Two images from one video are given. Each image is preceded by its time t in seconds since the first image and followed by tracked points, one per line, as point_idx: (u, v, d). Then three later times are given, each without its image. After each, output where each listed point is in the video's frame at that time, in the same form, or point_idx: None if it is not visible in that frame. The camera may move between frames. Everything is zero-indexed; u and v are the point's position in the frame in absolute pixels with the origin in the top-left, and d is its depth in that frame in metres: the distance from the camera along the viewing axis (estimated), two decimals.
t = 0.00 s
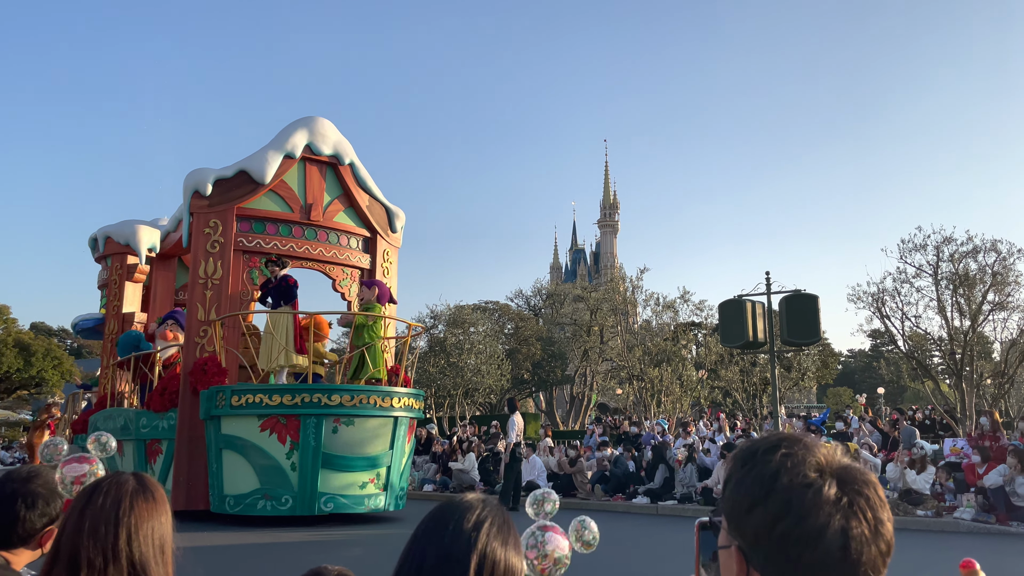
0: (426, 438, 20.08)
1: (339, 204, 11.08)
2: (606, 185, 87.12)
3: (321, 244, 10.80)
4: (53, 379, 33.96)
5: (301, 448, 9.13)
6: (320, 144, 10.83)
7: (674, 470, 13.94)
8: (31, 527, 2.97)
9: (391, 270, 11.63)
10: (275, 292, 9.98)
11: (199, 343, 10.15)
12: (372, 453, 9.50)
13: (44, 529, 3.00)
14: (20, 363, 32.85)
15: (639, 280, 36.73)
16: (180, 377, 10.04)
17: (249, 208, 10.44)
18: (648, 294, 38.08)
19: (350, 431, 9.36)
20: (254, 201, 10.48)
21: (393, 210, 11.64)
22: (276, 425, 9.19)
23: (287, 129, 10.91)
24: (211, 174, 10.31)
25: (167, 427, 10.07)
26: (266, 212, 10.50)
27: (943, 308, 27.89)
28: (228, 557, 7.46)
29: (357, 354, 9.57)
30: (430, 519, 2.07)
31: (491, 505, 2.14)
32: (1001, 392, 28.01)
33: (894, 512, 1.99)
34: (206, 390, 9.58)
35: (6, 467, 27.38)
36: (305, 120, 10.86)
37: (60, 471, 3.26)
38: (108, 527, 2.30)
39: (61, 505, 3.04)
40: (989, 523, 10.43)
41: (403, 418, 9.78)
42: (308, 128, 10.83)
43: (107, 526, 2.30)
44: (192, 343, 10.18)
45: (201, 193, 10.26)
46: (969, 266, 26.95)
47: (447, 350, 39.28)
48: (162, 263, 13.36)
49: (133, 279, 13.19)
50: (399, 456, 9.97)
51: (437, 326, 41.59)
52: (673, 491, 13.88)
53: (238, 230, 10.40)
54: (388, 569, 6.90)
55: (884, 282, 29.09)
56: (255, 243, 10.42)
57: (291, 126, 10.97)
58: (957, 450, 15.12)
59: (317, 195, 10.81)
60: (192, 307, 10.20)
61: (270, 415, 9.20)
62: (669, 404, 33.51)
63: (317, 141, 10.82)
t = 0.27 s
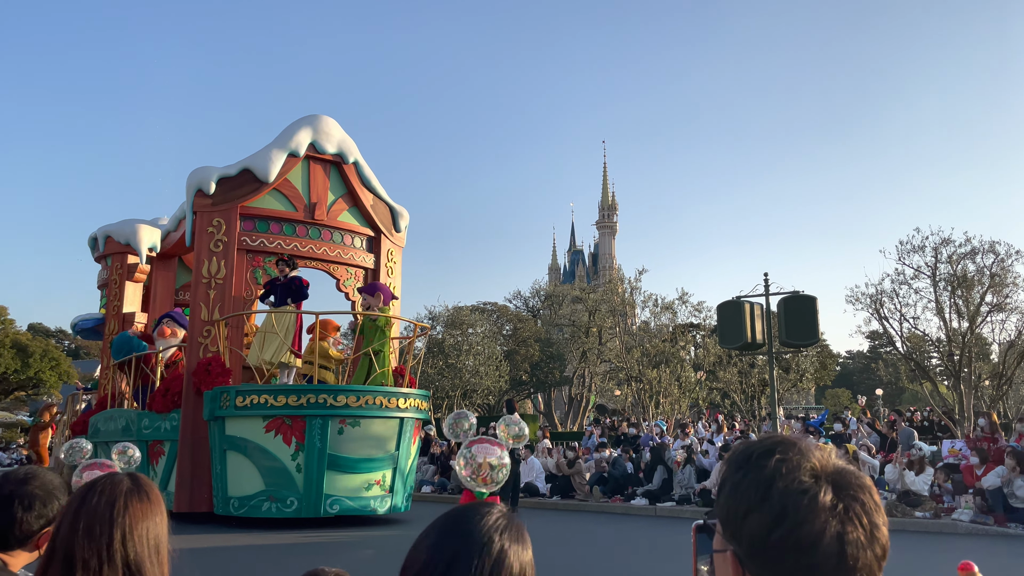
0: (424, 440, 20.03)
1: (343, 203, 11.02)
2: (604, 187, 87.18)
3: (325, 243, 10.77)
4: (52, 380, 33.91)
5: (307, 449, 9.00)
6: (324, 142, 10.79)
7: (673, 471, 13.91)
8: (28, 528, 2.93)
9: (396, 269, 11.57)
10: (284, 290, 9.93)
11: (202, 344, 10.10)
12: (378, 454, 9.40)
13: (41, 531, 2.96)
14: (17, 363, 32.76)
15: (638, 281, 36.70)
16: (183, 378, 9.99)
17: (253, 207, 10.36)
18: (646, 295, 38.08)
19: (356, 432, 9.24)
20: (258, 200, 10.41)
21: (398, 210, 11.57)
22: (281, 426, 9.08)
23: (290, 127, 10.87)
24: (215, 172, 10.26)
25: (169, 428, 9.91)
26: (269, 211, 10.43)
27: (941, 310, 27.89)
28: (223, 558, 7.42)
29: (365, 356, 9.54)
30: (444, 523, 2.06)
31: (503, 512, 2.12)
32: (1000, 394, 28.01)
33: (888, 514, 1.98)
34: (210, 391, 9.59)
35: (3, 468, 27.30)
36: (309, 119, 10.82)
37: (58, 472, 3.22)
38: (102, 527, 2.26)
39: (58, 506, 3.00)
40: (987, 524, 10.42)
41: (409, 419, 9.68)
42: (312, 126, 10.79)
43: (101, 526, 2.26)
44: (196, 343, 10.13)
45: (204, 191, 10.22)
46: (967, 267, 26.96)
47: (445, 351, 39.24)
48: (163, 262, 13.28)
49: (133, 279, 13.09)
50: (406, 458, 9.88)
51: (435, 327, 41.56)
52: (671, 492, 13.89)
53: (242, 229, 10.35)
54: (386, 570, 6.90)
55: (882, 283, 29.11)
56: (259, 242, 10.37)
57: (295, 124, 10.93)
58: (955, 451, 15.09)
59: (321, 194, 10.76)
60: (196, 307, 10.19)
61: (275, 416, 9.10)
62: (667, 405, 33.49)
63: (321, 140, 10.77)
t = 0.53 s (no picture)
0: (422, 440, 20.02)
1: (347, 201, 10.91)
2: (602, 187, 87.29)
3: (329, 241, 10.65)
4: (48, 380, 33.84)
5: (312, 449, 8.92)
6: (328, 139, 10.68)
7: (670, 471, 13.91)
8: (23, 528, 2.91)
9: (398, 267, 11.54)
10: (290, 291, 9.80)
11: (204, 344, 9.85)
12: (383, 455, 9.31)
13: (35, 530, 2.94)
14: (14, 363, 32.69)
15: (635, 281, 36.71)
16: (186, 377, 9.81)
17: (256, 205, 10.23)
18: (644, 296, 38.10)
19: (362, 432, 9.14)
20: (261, 198, 10.28)
21: (401, 207, 11.57)
22: (285, 426, 8.99)
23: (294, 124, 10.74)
24: (218, 169, 10.06)
25: (170, 428, 9.83)
26: (272, 208, 10.29)
27: (939, 311, 27.93)
28: (218, 559, 7.39)
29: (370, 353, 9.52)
30: (433, 534, 2.06)
31: (497, 526, 2.09)
32: (997, 395, 28.04)
33: (884, 516, 1.98)
34: (214, 390, 9.39)
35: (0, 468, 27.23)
36: (312, 116, 10.71)
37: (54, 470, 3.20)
38: (80, 525, 2.24)
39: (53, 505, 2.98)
40: (983, 525, 10.45)
41: (414, 419, 9.60)
42: (315, 123, 10.68)
43: (79, 524, 2.24)
44: (198, 343, 9.87)
45: (207, 188, 10.03)
46: (964, 268, 26.99)
47: (443, 352, 39.23)
48: (162, 261, 13.27)
49: (133, 277, 13.10)
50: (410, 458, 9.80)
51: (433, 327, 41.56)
52: (668, 493, 13.85)
53: (245, 227, 10.21)
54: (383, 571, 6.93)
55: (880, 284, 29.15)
56: (262, 240, 10.24)
57: (298, 121, 10.82)
58: (953, 452, 15.12)
59: (324, 191, 10.67)
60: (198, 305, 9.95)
61: (279, 416, 9.01)
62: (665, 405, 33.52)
63: (325, 137, 10.66)
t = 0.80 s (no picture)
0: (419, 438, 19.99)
1: (350, 197, 10.77)
2: (600, 187, 87.39)
3: (332, 238, 10.54)
4: (46, 378, 33.88)
5: (316, 448, 8.81)
6: (332, 135, 10.49)
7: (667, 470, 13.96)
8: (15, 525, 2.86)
9: (402, 265, 11.42)
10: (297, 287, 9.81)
11: (208, 341, 9.78)
12: (388, 454, 9.20)
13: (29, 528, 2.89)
14: (11, 361, 32.63)
15: (633, 281, 36.71)
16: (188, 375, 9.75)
17: (259, 201, 10.10)
18: (642, 295, 38.13)
19: (367, 431, 9.04)
20: (265, 194, 10.14)
21: (405, 205, 11.38)
22: (290, 424, 8.89)
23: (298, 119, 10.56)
24: (221, 165, 9.94)
25: (171, 426, 9.78)
26: (275, 205, 10.16)
27: (935, 311, 27.99)
28: (215, 558, 7.36)
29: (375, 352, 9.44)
30: (425, 531, 2.05)
31: (488, 526, 2.08)
32: (993, 395, 28.12)
33: (883, 518, 1.98)
34: (216, 388, 9.34)
35: None
36: (317, 111, 10.51)
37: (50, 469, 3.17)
38: (57, 517, 2.19)
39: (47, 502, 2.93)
40: (979, 525, 10.47)
41: (419, 418, 9.50)
42: (319, 119, 10.47)
43: (56, 516, 2.19)
44: (201, 340, 9.80)
45: (210, 184, 9.89)
46: (961, 269, 27.06)
47: (441, 351, 39.19)
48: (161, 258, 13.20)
49: (133, 274, 13.04)
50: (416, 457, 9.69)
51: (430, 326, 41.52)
52: (665, 492, 13.82)
53: (248, 223, 10.10)
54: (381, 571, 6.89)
55: (877, 284, 29.21)
56: (265, 237, 10.12)
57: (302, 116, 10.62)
58: (948, 452, 15.17)
59: (328, 188, 10.51)
60: (201, 302, 9.91)
61: (283, 414, 8.91)
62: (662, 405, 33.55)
63: (330, 133, 10.48)
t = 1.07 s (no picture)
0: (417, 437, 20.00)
1: (354, 193, 10.69)
2: (597, 185, 87.46)
3: (336, 235, 10.44)
4: (42, 375, 33.74)
5: (321, 446, 8.77)
6: (337, 131, 10.41)
7: (664, 469, 13.99)
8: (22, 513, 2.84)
9: (407, 262, 11.32)
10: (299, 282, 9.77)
11: (211, 337, 9.82)
12: (393, 452, 9.17)
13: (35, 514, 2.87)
14: (8, 358, 32.56)
15: (630, 280, 36.74)
16: (191, 372, 9.71)
17: (262, 197, 10.03)
18: (639, 295, 38.16)
19: (372, 429, 9.01)
20: (268, 189, 10.05)
21: (409, 201, 11.30)
22: (294, 422, 8.83)
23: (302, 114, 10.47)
24: (224, 160, 9.93)
25: (174, 423, 9.75)
26: (279, 201, 10.08)
27: (932, 311, 28.06)
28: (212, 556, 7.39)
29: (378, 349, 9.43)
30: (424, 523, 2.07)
31: (482, 518, 2.11)
32: (989, 395, 28.20)
33: (881, 519, 2.00)
34: (219, 385, 9.30)
35: None
36: (320, 106, 10.43)
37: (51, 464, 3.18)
38: (34, 514, 2.12)
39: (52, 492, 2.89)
40: (975, 525, 10.51)
41: (424, 416, 9.50)
42: (324, 114, 10.38)
43: (34, 513, 2.12)
44: (203, 337, 9.83)
45: (213, 179, 9.89)
46: (958, 269, 27.13)
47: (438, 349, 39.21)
48: (161, 254, 13.14)
49: (132, 271, 13.06)
50: (420, 455, 9.68)
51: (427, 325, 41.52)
52: (662, 491, 13.85)
53: (251, 219, 10.01)
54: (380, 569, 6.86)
55: (873, 284, 29.27)
56: (269, 233, 10.03)
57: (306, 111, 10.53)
58: (944, 451, 15.22)
59: (332, 184, 10.41)
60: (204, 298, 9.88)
61: (288, 412, 8.86)
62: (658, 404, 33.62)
63: (334, 128, 10.40)
